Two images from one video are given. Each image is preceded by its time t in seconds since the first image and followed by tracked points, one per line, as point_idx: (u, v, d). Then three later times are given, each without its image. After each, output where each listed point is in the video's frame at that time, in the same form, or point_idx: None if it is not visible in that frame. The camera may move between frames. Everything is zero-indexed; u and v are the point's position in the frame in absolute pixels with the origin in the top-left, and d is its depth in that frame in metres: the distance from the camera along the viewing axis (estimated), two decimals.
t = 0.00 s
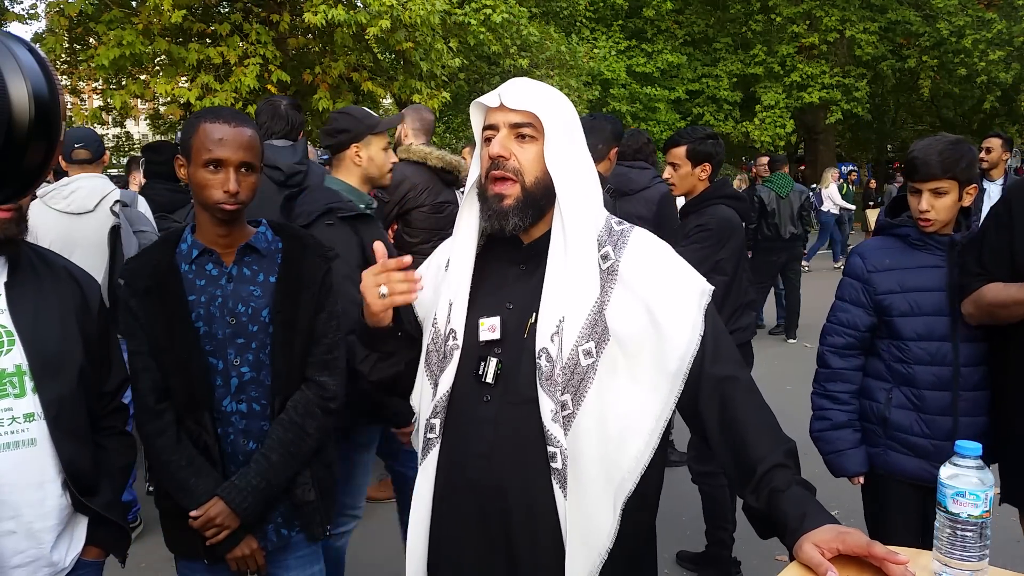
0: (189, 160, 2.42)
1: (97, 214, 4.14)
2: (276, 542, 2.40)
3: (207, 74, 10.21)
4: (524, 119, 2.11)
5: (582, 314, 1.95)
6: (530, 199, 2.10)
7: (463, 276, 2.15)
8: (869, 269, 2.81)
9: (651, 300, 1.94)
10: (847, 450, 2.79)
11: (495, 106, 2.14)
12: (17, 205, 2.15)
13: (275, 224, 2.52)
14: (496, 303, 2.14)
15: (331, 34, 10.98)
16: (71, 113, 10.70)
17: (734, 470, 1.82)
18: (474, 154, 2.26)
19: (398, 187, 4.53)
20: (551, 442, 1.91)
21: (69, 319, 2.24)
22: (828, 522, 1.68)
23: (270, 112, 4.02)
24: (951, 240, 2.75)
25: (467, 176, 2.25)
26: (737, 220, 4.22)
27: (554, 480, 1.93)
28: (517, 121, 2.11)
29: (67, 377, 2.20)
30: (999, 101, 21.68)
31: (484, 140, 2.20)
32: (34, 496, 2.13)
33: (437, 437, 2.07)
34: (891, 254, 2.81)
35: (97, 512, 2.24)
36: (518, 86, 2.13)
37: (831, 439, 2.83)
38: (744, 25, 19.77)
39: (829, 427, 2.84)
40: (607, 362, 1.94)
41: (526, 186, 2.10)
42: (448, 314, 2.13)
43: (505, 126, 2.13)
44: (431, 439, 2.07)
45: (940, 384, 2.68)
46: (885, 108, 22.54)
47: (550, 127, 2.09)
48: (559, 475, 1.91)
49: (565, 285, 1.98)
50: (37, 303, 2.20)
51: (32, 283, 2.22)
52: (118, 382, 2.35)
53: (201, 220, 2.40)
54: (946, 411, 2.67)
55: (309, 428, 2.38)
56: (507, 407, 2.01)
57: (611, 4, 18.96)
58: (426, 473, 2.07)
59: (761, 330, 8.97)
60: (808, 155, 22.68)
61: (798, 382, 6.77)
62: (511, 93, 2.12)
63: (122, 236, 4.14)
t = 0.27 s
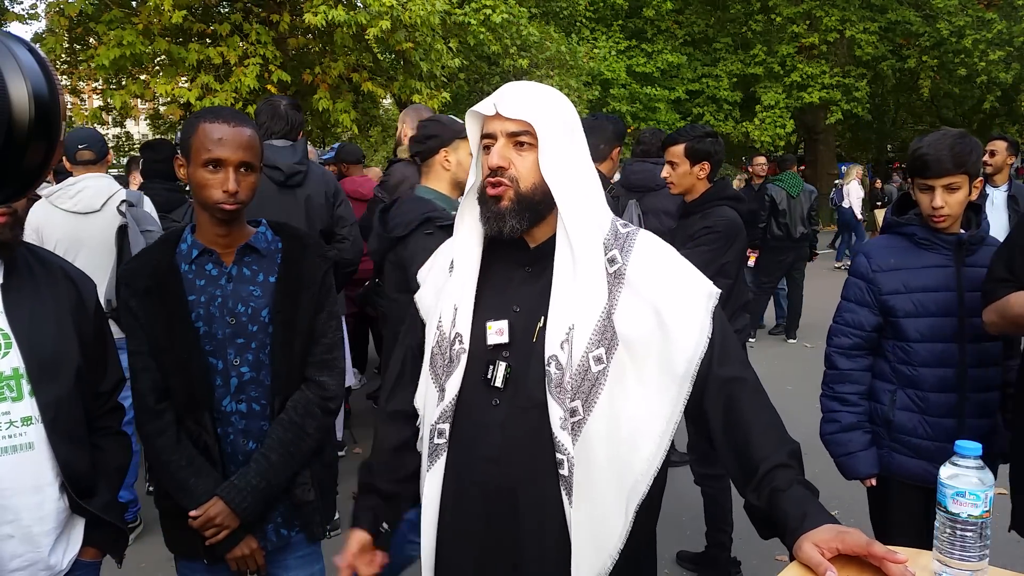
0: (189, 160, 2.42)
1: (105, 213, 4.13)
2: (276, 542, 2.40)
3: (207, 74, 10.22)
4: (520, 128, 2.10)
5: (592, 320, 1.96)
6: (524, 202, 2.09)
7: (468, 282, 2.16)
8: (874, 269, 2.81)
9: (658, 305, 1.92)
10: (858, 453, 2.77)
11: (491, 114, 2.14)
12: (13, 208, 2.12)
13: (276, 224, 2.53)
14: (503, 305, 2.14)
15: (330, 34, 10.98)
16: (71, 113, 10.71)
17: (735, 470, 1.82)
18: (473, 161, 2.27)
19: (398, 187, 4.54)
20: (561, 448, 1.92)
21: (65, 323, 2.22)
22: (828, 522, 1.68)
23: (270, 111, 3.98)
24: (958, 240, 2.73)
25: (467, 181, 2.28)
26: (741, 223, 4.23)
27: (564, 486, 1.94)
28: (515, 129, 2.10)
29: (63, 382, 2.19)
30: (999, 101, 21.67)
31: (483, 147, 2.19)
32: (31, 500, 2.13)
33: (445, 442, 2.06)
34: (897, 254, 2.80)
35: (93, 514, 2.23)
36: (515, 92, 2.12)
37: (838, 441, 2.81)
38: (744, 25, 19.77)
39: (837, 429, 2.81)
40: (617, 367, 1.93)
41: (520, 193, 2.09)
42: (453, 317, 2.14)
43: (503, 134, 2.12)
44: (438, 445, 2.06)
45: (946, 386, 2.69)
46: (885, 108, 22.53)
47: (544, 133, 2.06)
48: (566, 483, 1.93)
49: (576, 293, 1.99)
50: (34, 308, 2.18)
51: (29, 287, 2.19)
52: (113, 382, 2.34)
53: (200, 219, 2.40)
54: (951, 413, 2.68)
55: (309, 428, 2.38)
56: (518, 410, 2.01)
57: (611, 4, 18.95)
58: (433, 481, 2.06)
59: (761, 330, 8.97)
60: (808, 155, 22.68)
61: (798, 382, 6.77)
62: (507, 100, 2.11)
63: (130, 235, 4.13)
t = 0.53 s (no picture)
0: (189, 160, 2.42)
1: (110, 213, 4.13)
2: (276, 542, 2.40)
3: (207, 74, 10.22)
4: (506, 136, 2.08)
5: (595, 330, 1.95)
6: (522, 216, 2.09)
7: (465, 291, 2.15)
8: (874, 273, 2.79)
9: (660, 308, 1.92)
10: (852, 458, 2.82)
11: (474, 126, 2.12)
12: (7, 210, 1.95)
13: (275, 224, 2.53)
14: (502, 316, 2.13)
15: (330, 34, 10.98)
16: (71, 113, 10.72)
17: (736, 469, 1.82)
18: (462, 171, 2.27)
19: (398, 187, 4.55)
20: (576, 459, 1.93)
21: (64, 323, 2.07)
22: (829, 522, 1.68)
23: (270, 111, 3.97)
24: (958, 240, 2.71)
25: (455, 193, 2.27)
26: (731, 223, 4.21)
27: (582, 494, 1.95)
28: (500, 139, 2.08)
29: (59, 386, 2.04)
30: (999, 100, 21.67)
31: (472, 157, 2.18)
32: (23, 506, 1.99)
33: (455, 456, 2.07)
34: (896, 257, 2.79)
35: (90, 519, 2.10)
36: (498, 100, 2.10)
37: (841, 447, 2.83)
38: (744, 25, 19.77)
39: (837, 436, 2.83)
40: (623, 375, 1.93)
41: (518, 204, 2.09)
42: (453, 328, 2.14)
43: (489, 145, 2.10)
44: (448, 461, 2.07)
45: (948, 389, 2.70)
46: (884, 108, 22.54)
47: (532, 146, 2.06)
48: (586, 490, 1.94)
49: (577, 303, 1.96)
50: (29, 307, 2.03)
51: (27, 287, 2.04)
52: (114, 383, 2.21)
53: (200, 220, 2.40)
54: (954, 416, 2.70)
55: (309, 428, 2.38)
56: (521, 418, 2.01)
57: (611, 4, 18.95)
58: (445, 497, 2.07)
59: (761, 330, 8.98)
60: (808, 155, 22.68)
61: (798, 382, 6.78)
62: (490, 111, 2.09)
63: (137, 235, 4.16)
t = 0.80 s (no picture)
0: (189, 161, 2.43)
1: (113, 213, 4.12)
2: (276, 542, 2.40)
3: (207, 74, 10.22)
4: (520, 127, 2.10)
5: (588, 326, 1.94)
6: (530, 212, 2.10)
7: (467, 286, 2.16)
8: (867, 275, 2.79)
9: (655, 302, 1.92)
10: (843, 460, 2.82)
11: (488, 117, 2.12)
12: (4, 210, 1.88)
13: (276, 224, 2.53)
14: (499, 313, 2.13)
15: (330, 34, 10.98)
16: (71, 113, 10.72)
17: (740, 462, 1.83)
18: (470, 160, 2.25)
19: (398, 187, 4.54)
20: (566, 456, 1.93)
21: (58, 323, 1.98)
22: (830, 523, 1.68)
23: (270, 112, 3.97)
24: (952, 243, 2.71)
25: (462, 187, 2.26)
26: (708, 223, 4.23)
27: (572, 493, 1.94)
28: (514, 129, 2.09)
29: (53, 388, 1.95)
30: (999, 100, 21.67)
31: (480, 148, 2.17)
32: (13, 511, 1.90)
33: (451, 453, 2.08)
34: (889, 259, 2.78)
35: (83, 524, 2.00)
36: (512, 95, 2.11)
37: (834, 449, 2.83)
38: (744, 25, 19.76)
39: (831, 438, 2.84)
40: (616, 372, 1.92)
41: (525, 200, 2.10)
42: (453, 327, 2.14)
43: (501, 133, 2.11)
44: (443, 457, 2.08)
45: (938, 395, 2.69)
46: (884, 108, 22.54)
47: (544, 136, 2.06)
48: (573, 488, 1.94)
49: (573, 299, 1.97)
50: (23, 308, 1.94)
51: (21, 287, 1.95)
52: (114, 384, 2.13)
53: (201, 220, 2.40)
54: (946, 422, 2.68)
55: (309, 428, 2.38)
56: (518, 419, 2.02)
57: (611, 4, 18.96)
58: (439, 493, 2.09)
59: (761, 330, 8.99)
60: (808, 155, 22.69)
61: (798, 382, 6.78)
62: (505, 104, 2.10)
63: (141, 234, 4.16)
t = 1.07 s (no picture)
0: (190, 160, 2.43)
1: (100, 214, 4.09)
2: (276, 542, 2.40)
3: (207, 74, 10.23)
4: (536, 120, 2.12)
5: (575, 318, 1.95)
6: (536, 195, 2.12)
7: (460, 274, 2.15)
8: (870, 279, 2.74)
9: (643, 297, 1.93)
10: (846, 467, 2.82)
11: (503, 106, 2.12)
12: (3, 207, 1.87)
13: (278, 224, 2.53)
14: (490, 302, 2.13)
15: (330, 35, 10.99)
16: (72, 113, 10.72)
17: (740, 470, 1.84)
18: (475, 152, 2.26)
19: (398, 187, 4.53)
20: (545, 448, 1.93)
21: (52, 323, 1.96)
22: (831, 523, 1.68)
23: (268, 112, 3.99)
24: (961, 248, 2.65)
25: (466, 174, 2.26)
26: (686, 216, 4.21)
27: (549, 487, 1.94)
28: (528, 121, 2.12)
29: (47, 387, 1.93)
30: (999, 100, 21.67)
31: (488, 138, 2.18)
32: (8, 512, 1.89)
33: (436, 441, 2.08)
34: (894, 263, 2.73)
35: (79, 525, 2.00)
36: (531, 85, 2.13)
37: (837, 455, 2.82)
38: (744, 25, 19.76)
39: (834, 444, 2.82)
40: (602, 365, 1.92)
41: (535, 183, 2.12)
42: (445, 316, 2.12)
43: (514, 125, 2.12)
44: (428, 444, 2.08)
45: (942, 407, 2.64)
46: (884, 108, 22.55)
47: (558, 124, 2.10)
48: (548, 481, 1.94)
49: (560, 290, 1.99)
50: (15, 307, 1.92)
51: (12, 285, 1.93)
52: (110, 383, 2.12)
53: (201, 220, 2.40)
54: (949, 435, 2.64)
55: (310, 428, 2.38)
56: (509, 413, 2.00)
57: (611, 4, 18.98)
58: (422, 478, 2.09)
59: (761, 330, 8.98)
60: (808, 155, 22.70)
61: (798, 383, 6.78)
62: (521, 93, 2.11)
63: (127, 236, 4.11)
